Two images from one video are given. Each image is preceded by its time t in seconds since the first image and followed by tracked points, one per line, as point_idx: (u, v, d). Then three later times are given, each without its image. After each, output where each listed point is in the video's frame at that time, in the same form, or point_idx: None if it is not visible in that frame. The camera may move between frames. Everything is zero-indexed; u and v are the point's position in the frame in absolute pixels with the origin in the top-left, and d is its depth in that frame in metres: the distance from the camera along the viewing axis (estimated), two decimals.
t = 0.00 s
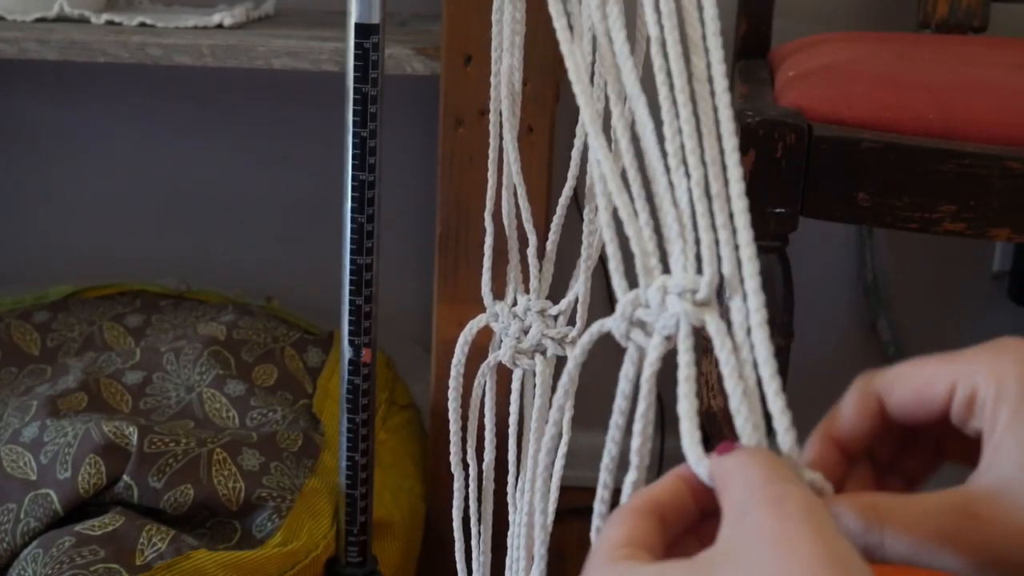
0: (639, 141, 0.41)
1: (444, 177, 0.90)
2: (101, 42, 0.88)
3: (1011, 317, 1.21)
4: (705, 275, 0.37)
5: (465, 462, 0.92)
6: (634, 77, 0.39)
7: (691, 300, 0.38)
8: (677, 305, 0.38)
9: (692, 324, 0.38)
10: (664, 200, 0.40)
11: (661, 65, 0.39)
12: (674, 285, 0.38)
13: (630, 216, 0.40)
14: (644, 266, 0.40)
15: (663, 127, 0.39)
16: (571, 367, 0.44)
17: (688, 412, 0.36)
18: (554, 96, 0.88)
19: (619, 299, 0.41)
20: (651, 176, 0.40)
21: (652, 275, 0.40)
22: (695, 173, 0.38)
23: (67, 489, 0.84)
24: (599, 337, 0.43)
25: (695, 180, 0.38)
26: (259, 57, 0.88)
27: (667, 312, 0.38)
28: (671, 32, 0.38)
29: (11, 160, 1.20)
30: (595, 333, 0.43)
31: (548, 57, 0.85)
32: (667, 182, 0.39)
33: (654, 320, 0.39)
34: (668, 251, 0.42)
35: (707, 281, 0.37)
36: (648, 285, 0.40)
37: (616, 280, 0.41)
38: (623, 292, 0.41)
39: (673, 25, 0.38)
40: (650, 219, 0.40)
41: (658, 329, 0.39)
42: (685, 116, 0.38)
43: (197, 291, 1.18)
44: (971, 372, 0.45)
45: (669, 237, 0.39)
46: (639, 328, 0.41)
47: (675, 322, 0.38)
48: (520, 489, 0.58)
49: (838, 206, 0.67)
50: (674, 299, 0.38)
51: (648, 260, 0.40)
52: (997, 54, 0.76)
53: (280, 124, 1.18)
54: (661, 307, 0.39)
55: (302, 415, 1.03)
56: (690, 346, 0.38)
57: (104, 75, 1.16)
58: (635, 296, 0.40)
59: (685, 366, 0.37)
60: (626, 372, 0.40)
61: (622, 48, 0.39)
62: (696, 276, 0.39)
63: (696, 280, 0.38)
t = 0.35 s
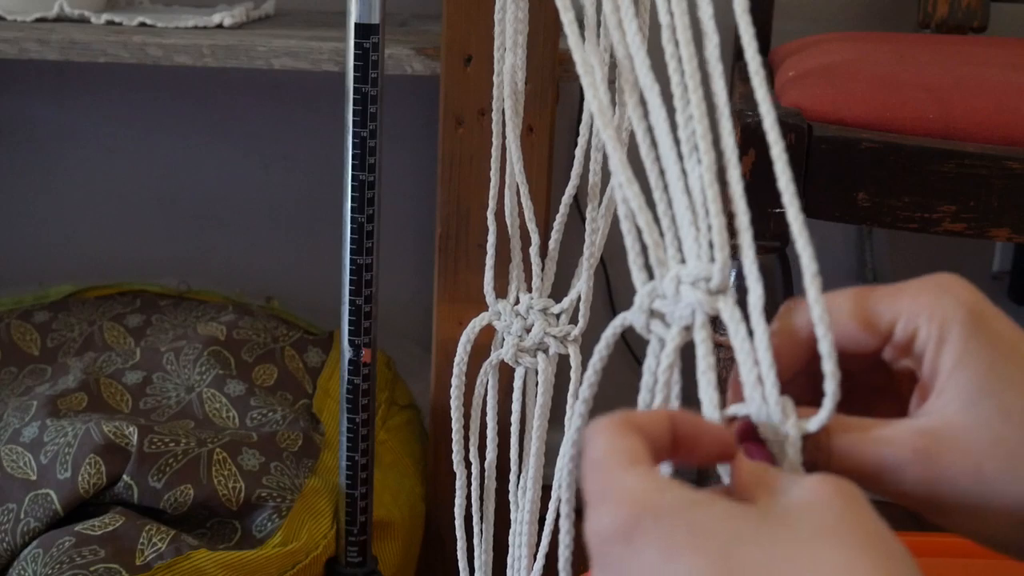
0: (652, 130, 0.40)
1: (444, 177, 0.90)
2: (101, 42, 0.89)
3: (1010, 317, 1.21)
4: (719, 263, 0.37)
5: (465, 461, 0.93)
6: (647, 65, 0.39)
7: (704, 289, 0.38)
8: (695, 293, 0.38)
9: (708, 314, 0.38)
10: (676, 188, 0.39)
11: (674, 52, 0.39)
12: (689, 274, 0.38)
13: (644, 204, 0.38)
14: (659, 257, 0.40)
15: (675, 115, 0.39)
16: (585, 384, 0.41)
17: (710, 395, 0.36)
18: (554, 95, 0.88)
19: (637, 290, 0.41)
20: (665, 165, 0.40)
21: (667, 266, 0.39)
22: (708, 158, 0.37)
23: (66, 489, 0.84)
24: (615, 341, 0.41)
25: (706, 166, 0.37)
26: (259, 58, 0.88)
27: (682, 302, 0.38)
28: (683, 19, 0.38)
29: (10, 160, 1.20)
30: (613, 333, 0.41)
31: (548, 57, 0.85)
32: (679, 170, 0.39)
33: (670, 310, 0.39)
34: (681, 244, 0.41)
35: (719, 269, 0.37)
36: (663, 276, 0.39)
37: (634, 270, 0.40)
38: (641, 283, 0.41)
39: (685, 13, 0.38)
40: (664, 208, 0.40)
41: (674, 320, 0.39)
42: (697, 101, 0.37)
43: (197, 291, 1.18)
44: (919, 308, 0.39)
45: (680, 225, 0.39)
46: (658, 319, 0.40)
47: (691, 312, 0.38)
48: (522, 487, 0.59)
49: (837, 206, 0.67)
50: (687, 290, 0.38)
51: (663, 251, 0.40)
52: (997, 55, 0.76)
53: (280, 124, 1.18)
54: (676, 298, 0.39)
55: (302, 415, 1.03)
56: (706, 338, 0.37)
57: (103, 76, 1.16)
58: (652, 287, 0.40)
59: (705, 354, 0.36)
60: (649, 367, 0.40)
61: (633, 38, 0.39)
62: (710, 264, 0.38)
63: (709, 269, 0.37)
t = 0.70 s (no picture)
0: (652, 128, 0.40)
1: (444, 177, 0.89)
2: (101, 42, 0.89)
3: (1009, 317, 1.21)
4: (718, 261, 0.37)
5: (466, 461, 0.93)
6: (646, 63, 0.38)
7: (704, 287, 0.37)
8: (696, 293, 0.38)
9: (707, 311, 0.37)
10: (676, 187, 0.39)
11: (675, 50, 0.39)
12: (688, 272, 0.38)
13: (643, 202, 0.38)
14: (659, 256, 0.39)
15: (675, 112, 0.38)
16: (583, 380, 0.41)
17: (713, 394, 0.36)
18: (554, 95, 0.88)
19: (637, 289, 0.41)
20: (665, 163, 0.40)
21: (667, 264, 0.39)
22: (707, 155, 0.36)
23: (66, 489, 0.84)
24: (613, 340, 0.41)
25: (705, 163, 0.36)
26: (258, 58, 0.88)
27: (681, 300, 0.38)
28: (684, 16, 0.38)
29: (10, 160, 1.20)
30: (611, 331, 0.41)
31: (548, 57, 0.85)
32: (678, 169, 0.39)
33: (669, 309, 0.39)
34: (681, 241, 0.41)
35: (719, 267, 0.37)
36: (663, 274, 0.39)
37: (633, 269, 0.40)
38: (640, 282, 0.40)
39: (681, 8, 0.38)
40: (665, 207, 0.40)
41: (675, 319, 0.39)
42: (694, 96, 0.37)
43: (197, 291, 1.18)
44: (920, 312, 0.38)
45: (680, 224, 0.39)
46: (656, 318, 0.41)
47: (690, 310, 0.38)
48: (521, 488, 0.58)
49: (837, 206, 0.67)
50: (687, 288, 0.38)
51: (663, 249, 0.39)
52: (997, 55, 0.76)
53: (280, 124, 1.18)
54: (676, 296, 0.38)
55: (302, 415, 1.03)
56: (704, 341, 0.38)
57: (104, 76, 1.16)
58: (652, 286, 0.40)
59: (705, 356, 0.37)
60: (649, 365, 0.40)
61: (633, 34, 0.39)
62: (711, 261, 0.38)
63: (709, 266, 0.37)
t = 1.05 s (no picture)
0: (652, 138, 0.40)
1: (444, 177, 0.89)
2: (101, 42, 0.88)
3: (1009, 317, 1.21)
4: (717, 271, 0.37)
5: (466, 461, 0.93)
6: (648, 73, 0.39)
7: (703, 297, 0.38)
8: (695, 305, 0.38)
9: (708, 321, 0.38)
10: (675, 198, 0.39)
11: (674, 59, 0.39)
12: (687, 282, 0.38)
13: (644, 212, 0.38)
14: (658, 267, 0.40)
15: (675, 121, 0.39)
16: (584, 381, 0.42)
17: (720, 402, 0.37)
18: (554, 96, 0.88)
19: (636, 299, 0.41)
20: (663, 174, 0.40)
21: (666, 275, 0.39)
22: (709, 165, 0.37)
23: (66, 489, 0.84)
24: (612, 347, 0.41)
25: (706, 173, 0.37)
26: (259, 58, 0.88)
27: (681, 310, 0.38)
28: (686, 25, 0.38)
29: (10, 160, 1.20)
30: (610, 338, 0.41)
31: (548, 57, 0.86)
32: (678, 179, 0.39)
33: (670, 318, 0.39)
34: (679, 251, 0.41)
35: (718, 277, 0.37)
36: (662, 285, 0.40)
37: (633, 278, 0.40)
38: (639, 292, 0.41)
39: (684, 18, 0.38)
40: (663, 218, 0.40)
41: (674, 328, 0.39)
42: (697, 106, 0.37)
43: (197, 291, 1.18)
44: (923, 295, 0.40)
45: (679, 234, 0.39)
46: (657, 328, 0.41)
47: (691, 320, 0.38)
48: (522, 488, 0.58)
49: (838, 206, 0.67)
50: (687, 298, 0.38)
51: (662, 260, 0.40)
52: (996, 55, 0.76)
53: (280, 124, 1.18)
54: (675, 306, 0.39)
55: (302, 415, 1.03)
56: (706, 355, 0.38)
57: (103, 76, 1.16)
58: (651, 295, 0.40)
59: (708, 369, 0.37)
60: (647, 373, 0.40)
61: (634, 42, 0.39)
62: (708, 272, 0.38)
63: (708, 276, 0.38)
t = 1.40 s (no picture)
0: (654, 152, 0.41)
1: (444, 177, 0.89)
2: (101, 42, 0.88)
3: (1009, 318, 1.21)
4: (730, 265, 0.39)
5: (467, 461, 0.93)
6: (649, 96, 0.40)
7: (717, 291, 0.39)
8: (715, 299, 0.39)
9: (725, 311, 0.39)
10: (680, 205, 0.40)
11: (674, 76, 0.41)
12: (701, 280, 0.40)
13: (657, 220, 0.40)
14: (671, 269, 0.41)
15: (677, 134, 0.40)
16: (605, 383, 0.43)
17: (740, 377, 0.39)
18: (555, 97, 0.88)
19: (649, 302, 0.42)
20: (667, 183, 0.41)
21: (679, 276, 0.41)
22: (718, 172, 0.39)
23: (67, 489, 0.84)
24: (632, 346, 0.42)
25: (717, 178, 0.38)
26: (258, 58, 0.88)
27: (698, 306, 0.40)
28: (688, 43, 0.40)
29: (9, 160, 1.20)
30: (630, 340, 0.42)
31: (548, 57, 0.86)
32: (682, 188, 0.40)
33: (686, 315, 0.40)
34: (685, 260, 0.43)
35: (732, 270, 0.39)
36: (677, 285, 0.41)
37: (647, 283, 0.40)
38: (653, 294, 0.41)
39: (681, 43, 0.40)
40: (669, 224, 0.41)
41: (691, 324, 0.40)
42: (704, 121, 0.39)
43: (197, 291, 1.18)
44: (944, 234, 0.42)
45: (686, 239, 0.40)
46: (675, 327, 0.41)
47: (707, 314, 0.40)
48: (520, 486, 0.58)
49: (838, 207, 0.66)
50: (701, 292, 0.39)
51: (674, 262, 0.41)
52: (996, 55, 0.76)
53: (281, 124, 1.18)
54: (691, 302, 0.40)
55: (302, 415, 1.03)
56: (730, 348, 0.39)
57: (104, 76, 1.16)
58: (666, 297, 0.41)
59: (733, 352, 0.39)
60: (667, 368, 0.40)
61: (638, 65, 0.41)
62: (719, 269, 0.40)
63: (721, 271, 0.39)
